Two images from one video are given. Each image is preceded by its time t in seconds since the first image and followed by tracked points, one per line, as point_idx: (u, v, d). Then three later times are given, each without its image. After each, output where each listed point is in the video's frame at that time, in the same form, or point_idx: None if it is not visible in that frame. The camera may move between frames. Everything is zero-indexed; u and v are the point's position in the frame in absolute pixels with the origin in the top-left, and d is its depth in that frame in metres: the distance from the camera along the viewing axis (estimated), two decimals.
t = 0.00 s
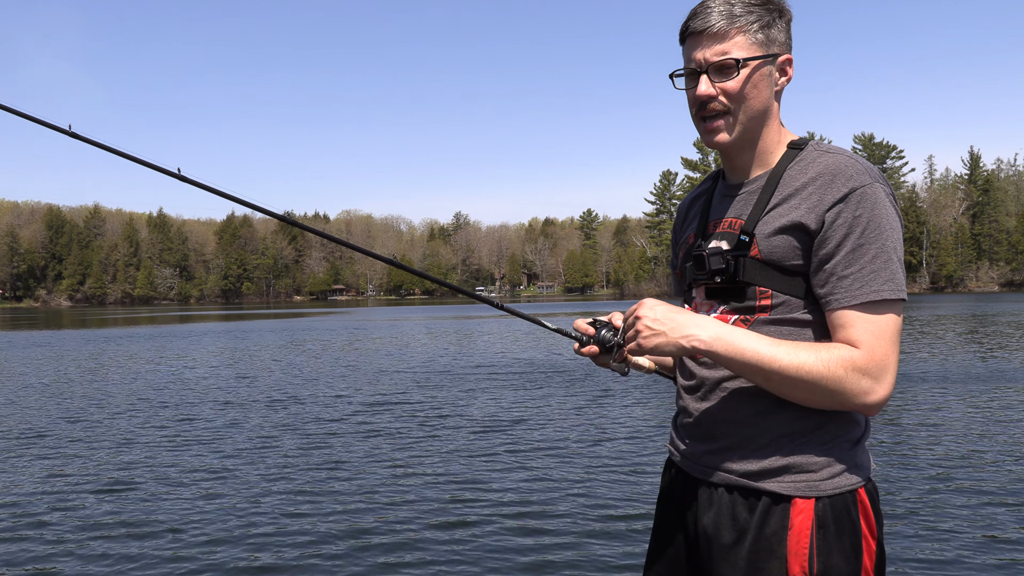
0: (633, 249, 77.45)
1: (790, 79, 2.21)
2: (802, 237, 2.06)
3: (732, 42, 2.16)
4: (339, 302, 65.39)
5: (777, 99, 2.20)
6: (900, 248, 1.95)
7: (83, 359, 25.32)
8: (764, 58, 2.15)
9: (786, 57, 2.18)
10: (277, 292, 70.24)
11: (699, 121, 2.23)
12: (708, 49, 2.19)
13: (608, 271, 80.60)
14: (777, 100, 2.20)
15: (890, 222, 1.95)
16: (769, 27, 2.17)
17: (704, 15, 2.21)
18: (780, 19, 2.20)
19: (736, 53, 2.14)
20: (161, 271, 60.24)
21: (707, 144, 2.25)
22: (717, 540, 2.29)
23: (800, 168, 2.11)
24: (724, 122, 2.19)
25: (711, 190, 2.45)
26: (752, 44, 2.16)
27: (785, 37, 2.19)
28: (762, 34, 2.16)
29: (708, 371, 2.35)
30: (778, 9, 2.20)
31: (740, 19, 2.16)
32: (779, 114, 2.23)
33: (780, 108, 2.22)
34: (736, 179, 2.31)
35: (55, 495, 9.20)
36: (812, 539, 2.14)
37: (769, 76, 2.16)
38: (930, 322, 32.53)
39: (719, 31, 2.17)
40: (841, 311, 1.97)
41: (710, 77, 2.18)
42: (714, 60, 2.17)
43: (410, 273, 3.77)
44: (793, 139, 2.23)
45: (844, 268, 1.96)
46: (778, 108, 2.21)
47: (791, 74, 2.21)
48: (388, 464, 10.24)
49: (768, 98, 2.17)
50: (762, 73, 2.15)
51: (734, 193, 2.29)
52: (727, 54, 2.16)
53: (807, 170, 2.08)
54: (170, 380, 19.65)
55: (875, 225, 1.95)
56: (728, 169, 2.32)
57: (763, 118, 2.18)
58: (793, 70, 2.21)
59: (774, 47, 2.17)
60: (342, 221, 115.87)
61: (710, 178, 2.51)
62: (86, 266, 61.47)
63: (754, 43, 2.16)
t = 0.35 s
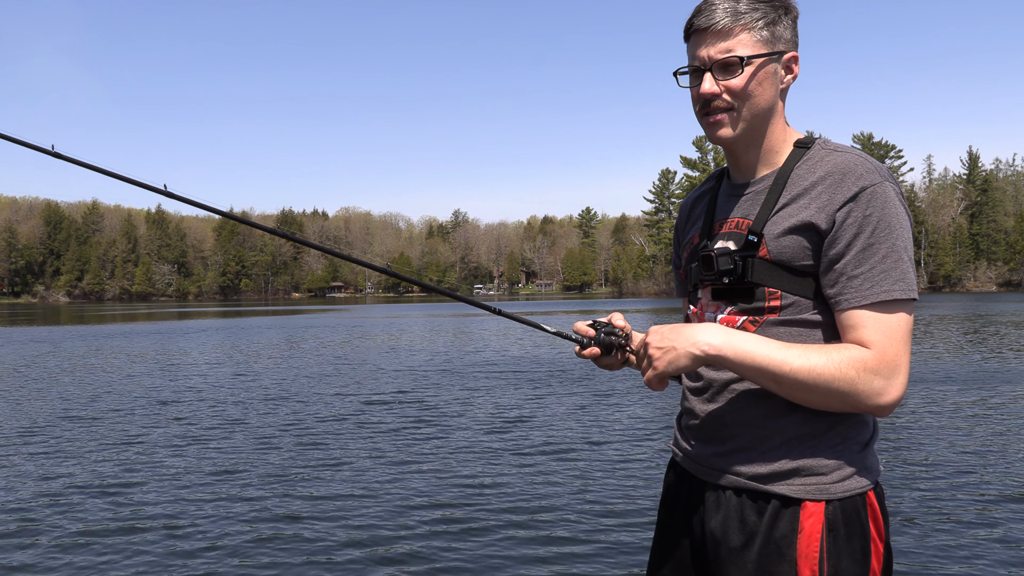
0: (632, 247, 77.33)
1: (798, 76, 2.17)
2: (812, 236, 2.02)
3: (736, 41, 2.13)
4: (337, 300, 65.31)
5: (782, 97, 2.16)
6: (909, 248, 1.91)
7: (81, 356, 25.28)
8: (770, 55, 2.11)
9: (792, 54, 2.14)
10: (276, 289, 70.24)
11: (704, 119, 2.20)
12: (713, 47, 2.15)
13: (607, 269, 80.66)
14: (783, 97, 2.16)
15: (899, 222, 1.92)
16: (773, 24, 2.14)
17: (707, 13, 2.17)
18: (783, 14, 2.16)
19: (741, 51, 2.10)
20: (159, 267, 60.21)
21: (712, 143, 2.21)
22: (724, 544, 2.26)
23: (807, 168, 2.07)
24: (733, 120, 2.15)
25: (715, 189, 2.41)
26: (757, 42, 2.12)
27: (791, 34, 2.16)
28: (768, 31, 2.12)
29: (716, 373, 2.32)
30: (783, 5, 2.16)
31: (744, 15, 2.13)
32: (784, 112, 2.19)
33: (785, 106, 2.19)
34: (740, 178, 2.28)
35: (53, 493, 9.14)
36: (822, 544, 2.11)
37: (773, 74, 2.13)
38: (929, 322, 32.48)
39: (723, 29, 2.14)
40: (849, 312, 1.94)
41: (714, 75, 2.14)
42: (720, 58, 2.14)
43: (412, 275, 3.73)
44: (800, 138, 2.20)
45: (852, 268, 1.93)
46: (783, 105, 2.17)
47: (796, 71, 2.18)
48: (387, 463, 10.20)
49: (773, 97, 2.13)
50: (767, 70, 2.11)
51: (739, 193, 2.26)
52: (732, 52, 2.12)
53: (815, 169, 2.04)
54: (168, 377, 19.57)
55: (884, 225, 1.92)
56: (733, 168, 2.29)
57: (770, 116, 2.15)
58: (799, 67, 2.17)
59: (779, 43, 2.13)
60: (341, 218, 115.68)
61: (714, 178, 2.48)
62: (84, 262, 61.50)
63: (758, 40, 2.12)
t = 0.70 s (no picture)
0: (631, 248, 77.40)
1: (797, 79, 2.17)
2: (807, 240, 2.01)
3: (733, 43, 2.12)
4: (336, 300, 65.29)
5: (783, 98, 2.15)
6: (904, 253, 1.90)
7: (81, 355, 25.29)
8: (769, 57, 2.10)
9: (792, 54, 2.13)
10: (274, 289, 70.32)
11: (703, 122, 2.19)
12: (711, 49, 2.15)
13: (605, 270, 80.72)
14: (784, 99, 2.16)
15: (894, 227, 1.91)
16: (773, 26, 2.13)
17: (707, 16, 2.17)
18: (784, 15, 2.15)
19: (737, 53, 2.10)
20: (158, 267, 60.30)
21: (711, 146, 2.21)
22: (721, 548, 2.26)
23: (805, 171, 2.07)
24: (729, 123, 2.15)
25: (716, 190, 2.40)
26: (755, 44, 2.11)
27: (791, 35, 2.14)
28: (764, 34, 2.12)
29: (713, 376, 2.32)
30: (781, 5, 2.15)
31: (743, 19, 2.12)
32: (784, 114, 2.18)
33: (785, 109, 2.18)
34: (741, 181, 2.27)
35: (54, 494, 9.13)
36: (818, 549, 2.10)
37: (773, 76, 2.12)
38: (928, 323, 32.50)
39: (721, 31, 2.14)
40: (841, 315, 1.93)
41: (713, 78, 2.14)
42: (716, 60, 2.13)
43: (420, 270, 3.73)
44: (800, 140, 2.19)
45: (845, 271, 1.93)
46: (783, 107, 2.16)
47: (796, 73, 2.17)
48: (388, 465, 10.17)
49: (772, 98, 2.13)
50: (765, 73, 2.11)
51: (739, 196, 2.25)
52: (728, 54, 2.12)
53: (813, 173, 2.04)
54: (166, 378, 19.55)
55: (879, 230, 1.91)
56: (734, 170, 2.28)
57: (769, 119, 2.14)
58: (799, 68, 2.16)
59: (778, 45, 2.12)
60: (339, 218, 115.56)
61: (717, 179, 2.46)
62: (82, 261, 61.59)
63: (756, 42, 2.11)
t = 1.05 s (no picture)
0: (630, 256, 77.47)
1: (797, 88, 2.18)
2: (806, 249, 2.03)
3: (733, 53, 2.13)
4: (335, 307, 65.30)
5: (784, 107, 2.16)
6: (902, 260, 1.91)
7: (80, 362, 25.24)
8: (767, 68, 2.12)
9: (791, 65, 2.15)
10: (273, 296, 70.25)
11: (706, 132, 2.20)
12: (710, 61, 2.17)
13: (604, 277, 80.68)
14: (785, 108, 2.16)
15: (892, 235, 1.91)
16: (772, 35, 2.14)
17: (706, 29, 2.20)
18: (783, 26, 2.16)
19: (738, 64, 2.11)
20: (157, 274, 60.28)
21: (714, 156, 2.22)
22: (725, 556, 2.26)
23: (807, 180, 2.08)
24: (730, 134, 2.16)
25: (719, 202, 2.42)
26: (753, 54, 2.13)
27: (792, 43, 2.16)
28: (764, 44, 2.13)
29: (714, 384, 2.33)
30: (780, 15, 2.16)
31: (741, 29, 2.14)
32: (786, 123, 2.19)
33: (787, 116, 2.19)
34: (743, 191, 2.28)
35: (55, 502, 9.10)
36: (819, 558, 2.11)
37: (774, 83, 2.12)
38: (928, 330, 32.53)
39: (720, 42, 2.15)
40: (836, 321, 1.92)
41: (713, 89, 2.15)
42: (717, 72, 2.14)
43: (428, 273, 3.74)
44: (802, 149, 2.20)
45: (840, 279, 1.93)
46: (785, 115, 2.17)
47: (798, 80, 2.17)
48: (389, 473, 10.15)
49: (774, 108, 2.14)
50: (766, 82, 2.12)
51: (741, 206, 2.27)
52: (729, 65, 2.13)
53: (814, 182, 2.05)
54: (166, 385, 19.53)
55: (875, 237, 1.92)
56: (736, 180, 2.29)
57: (770, 129, 2.15)
58: (799, 77, 2.18)
59: (778, 55, 2.14)
60: (339, 226, 115.71)
61: (721, 189, 2.47)
62: (81, 268, 61.53)
63: (756, 53, 2.13)
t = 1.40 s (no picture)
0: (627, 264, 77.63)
1: (800, 98, 2.19)
2: (814, 259, 2.03)
3: (739, 64, 2.15)
4: (331, 313, 65.27)
5: (788, 118, 2.17)
6: (910, 274, 1.91)
7: (75, 367, 25.16)
8: (774, 77, 2.13)
9: (794, 74, 2.16)
10: (269, 302, 70.23)
11: (712, 142, 2.20)
12: (717, 71, 2.18)
13: (600, 286, 80.82)
14: (789, 118, 2.18)
15: (904, 248, 1.92)
16: (775, 47, 2.16)
17: (710, 40, 2.21)
18: (787, 38, 2.18)
19: (745, 73, 2.12)
20: (153, 279, 60.29)
21: (721, 165, 2.22)
22: (726, 565, 2.26)
23: (813, 192, 2.09)
24: (741, 141, 2.15)
25: (724, 212, 2.42)
26: (759, 64, 2.14)
27: (794, 56, 2.18)
28: (769, 54, 2.15)
29: (718, 391, 2.32)
30: (781, 28, 2.19)
31: (746, 41, 2.16)
32: (791, 132, 2.20)
33: (790, 127, 2.20)
34: (748, 202, 2.29)
35: (51, 508, 9.06)
36: (822, 567, 2.10)
37: (777, 95, 2.14)
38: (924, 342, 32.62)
39: (726, 53, 2.16)
40: (847, 332, 1.93)
41: (721, 98, 2.16)
42: (723, 82, 2.15)
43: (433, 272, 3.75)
44: (807, 161, 2.21)
45: (853, 291, 1.93)
46: (789, 126, 2.19)
47: (799, 92, 2.19)
48: (388, 482, 10.13)
49: (780, 117, 2.14)
50: (772, 92, 2.13)
51: (747, 216, 2.27)
52: (735, 76, 2.14)
53: (823, 194, 2.05)
54: (161, 391, 19.48)
55: (886, 250, 1.92)
56: (741, 190, 2.30)
57: (776, 138, 2.16)
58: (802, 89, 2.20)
59: (782, 66, 2.15)
60: (335, 232, 115.70)
61: (726, 200, 2.48)
62: (77, 272, 61.47)
63: (761, 62, 2.14)
